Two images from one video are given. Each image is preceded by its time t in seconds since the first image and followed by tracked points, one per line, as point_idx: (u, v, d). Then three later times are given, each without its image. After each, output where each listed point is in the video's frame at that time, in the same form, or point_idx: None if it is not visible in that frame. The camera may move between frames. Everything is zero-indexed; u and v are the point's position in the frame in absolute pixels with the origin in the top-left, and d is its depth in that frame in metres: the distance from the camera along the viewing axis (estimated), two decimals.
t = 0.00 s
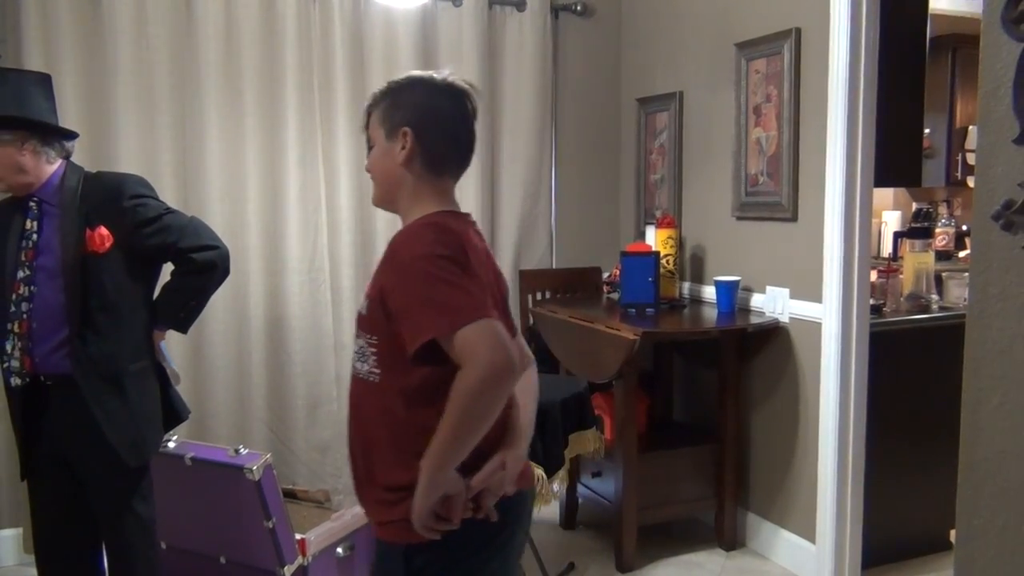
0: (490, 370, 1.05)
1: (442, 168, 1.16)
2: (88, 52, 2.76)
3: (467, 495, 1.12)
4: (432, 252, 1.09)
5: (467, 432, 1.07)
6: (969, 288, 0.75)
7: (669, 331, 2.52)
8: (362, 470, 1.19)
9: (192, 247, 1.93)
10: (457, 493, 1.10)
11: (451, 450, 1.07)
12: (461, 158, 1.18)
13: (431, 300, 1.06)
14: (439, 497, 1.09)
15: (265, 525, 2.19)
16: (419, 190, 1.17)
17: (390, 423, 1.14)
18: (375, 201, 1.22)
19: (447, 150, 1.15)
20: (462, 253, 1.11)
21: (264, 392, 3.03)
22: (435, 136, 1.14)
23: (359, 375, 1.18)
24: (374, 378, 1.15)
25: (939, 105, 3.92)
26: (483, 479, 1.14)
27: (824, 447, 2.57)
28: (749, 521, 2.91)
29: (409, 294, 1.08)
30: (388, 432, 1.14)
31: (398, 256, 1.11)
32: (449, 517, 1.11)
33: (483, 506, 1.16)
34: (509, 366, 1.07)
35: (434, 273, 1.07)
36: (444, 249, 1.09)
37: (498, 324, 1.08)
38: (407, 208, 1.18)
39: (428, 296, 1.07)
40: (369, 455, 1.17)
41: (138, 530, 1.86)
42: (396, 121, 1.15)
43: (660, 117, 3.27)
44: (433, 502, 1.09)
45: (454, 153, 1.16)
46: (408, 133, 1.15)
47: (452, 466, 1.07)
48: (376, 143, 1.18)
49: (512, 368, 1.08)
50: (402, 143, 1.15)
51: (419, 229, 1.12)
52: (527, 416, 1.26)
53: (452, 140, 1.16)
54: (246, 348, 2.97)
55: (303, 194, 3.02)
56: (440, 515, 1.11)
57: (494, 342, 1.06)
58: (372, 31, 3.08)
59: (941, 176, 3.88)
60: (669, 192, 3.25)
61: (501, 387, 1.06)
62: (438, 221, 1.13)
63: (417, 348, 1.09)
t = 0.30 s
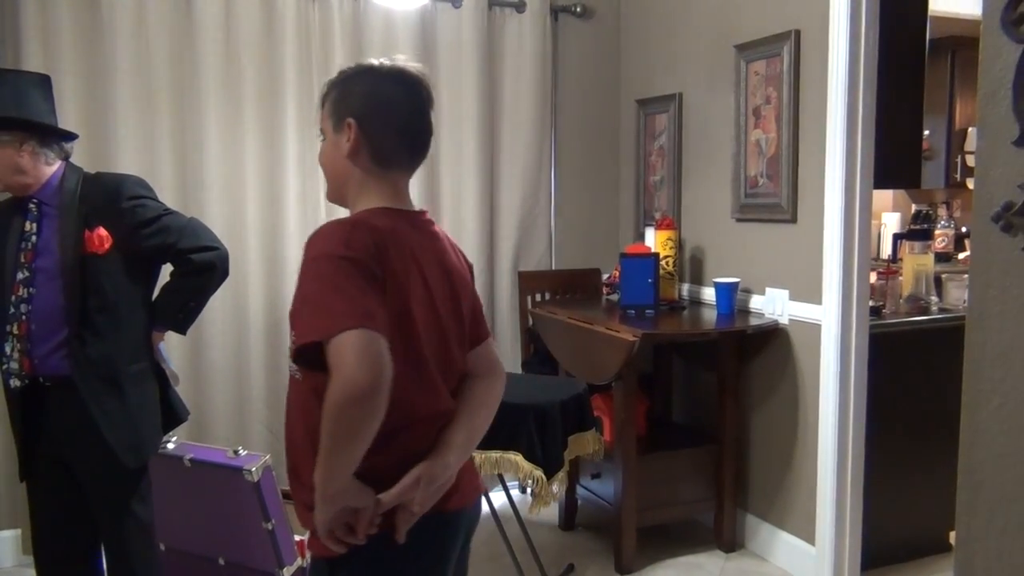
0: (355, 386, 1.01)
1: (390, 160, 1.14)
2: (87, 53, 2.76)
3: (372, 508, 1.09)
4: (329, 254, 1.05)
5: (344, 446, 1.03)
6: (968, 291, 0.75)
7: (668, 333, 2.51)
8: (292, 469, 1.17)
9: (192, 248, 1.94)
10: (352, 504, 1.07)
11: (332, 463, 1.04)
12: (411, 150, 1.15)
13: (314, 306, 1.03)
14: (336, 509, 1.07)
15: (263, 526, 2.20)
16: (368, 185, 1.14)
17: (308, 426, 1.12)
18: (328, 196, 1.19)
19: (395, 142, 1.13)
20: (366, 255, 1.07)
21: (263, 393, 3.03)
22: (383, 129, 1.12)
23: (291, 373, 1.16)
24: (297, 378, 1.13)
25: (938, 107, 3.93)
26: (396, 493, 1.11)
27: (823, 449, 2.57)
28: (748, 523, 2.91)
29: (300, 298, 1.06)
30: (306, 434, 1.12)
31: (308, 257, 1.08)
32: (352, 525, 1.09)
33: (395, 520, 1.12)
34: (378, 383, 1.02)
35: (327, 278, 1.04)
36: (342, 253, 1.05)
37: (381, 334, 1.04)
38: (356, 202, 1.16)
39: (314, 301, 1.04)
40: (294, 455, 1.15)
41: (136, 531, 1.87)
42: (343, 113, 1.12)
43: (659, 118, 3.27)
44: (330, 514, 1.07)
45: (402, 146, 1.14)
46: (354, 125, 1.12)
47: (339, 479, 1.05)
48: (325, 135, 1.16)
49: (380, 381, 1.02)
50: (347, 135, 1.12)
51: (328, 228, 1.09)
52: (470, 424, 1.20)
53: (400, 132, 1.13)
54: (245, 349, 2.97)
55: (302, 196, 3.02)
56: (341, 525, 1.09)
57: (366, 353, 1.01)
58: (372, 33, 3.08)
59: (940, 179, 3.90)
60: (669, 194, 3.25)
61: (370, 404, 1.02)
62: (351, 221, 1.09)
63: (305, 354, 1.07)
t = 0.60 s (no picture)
0: (305, 395, 1.02)
1: (362, 160, 1.14)
2: (87, 53, 2.76)
3: (331, 518, 1.10)
4: (288, 257, 1.06)
5: (297, 454, 1.04)
6: (969, 293, 0.75)
7: (668, 334, 2.51)
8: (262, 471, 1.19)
9: (191, 248, 1.92)
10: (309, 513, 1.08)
11: (286, 471, 1.05)
12: (384, 149, 1.15)
13: (272, 310, 1.04)
14: (293, 518, 1.07)
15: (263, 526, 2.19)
16: (341, 184, 1.15)
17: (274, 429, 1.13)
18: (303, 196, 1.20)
19: (365, 141, 1.13)
20: (328, 259, 1.07)
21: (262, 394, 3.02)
22: (354, 128, 1.12)
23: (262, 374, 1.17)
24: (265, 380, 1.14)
25: (938, 109, 3.93)
26: (355, 502, 1.11)
27: (823, 452, 2.57)
28: (747, 525, 2.91)
29: (259, 300, 1.06)
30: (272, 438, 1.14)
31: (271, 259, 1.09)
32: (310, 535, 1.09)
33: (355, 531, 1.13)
34: (330, 394, 1.03)
35: (283, 281, 1.05)
36: (300, 256, 1.05)
37: (336, 342, 1.04)
38: (328, 202, 1.16)
39: (271, 305, 1.04)
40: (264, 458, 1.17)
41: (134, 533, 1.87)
42: (314, 111, 1.13)
43: (660, 120, 3.27)
44: (288, 522, 1.08)
45: (372, 144, 1.14)
46: (323, 125, 1.12)
47: (294, 488, 1.06)
48: (297, 134, 1.16)
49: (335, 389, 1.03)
50: (316, 133, 1.13)
51: (292, 228, 1.09)
52: (436, 433, 1.20)
53: (371, 131, 1.13)
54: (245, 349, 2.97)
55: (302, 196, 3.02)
56: (300, 534, 1.09)
57: (320, 359, 1.02)
58: (372, 34, 3.09)
59: (940, 181, 3.90)
60: (668, 195, 3.25)
61: (321, 413, 1.02)
62: (316, 222, 1.09)
63: (266, 358, 1.07)
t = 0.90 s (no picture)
0: (295, 387, 1.01)
1: (350, 158, 1.14)
2: (87, 54, 2.77)
3: (324, 519, 1.10)
4: (273, 253, 1.06)
5: (288, 450, 1.04)
6: (969, 295, 0.75)
7: (666, 336, 2.51)
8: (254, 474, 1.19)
9: (190, 248, 1.93)
10: (301, 513, 1.07)
11: (277, 469, 1.05)
12: (374, 146, 1.15)
13: (258, 306, 1.04)
14: (285, 520, 1.07)
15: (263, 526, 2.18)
16: (331, 181, 1.15)
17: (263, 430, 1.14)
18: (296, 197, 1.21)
19: (354, 139, 1.13)
20: (313, 253, 1.07)
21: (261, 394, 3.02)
22: (342, 126, 1.12)
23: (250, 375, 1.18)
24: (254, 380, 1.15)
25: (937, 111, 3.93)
26: (348, 503, 1.11)
27: (822, 454, 2.57)
28: (746, 527, 2.91)
29: (245, 297, 1.06)
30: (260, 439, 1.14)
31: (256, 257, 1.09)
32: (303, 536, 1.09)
33: (348, 532, 1.12)
34: (320, 386, 1.03)
35: (268, 277, 1.05)
36: (285, 252, 1.06)
37: (324, 335, 1.04)
38: (317, 199, 1.16)
39: (257, 301, 1.04)
40: (256, 461, 1.17)
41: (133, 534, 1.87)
42: (304, 110, 1.14)
43: (659, 121, 3.27)
44: (282, 524, 1.08)
45: (362, 140, 1.14)
46: (312, 122, 1.13)
47: (286, 487, 1.05)
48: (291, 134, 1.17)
49: (324, 382, 1.03)
50: (304, 131, 1.14)
51: (276, 224, 1.09)
52: (427, 432, 1.20)
53: (360, 128, 1.13)
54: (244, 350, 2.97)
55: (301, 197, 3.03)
56: (293, 537, 1.09)
57: (308, 354, 1.02)
58: (372, 35, 3.09)
59: (940, 183, 3.91)
60: (668, 196, 3.25)
61: (312, 406, 1.02)
62: (300, 218, 1.10)
63: (253, 356, 1.08)
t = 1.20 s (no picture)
0: (309, 376, 1.03)
1: (357, 160, 1.15)
2: (88, 53, 2.77)
3: (333, 507, 1.12)
4: (286, 248, 1.08)
5: (300, 439, 1.05)
6: (968, 296, 0.75)
7: (666, 337, 2.50)
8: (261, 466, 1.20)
9: (212, 251, 1.99)
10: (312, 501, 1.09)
11: (289, 458, 1.06)
12: (379, 149, 1.16)
13: (272, 299, 1.06)
14: (295, 508, 1.09)
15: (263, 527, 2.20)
16: (336, 181, 1.16)
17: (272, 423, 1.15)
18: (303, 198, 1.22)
19: (361, 143, 1.14)
20: (325, 248, 1.09)
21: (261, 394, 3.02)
22: (350, 130, 1.13)
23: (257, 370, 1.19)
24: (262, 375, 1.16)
25: (937, 112, 3.93)
26: (356, 492, 1.13)
27: (822, 456, 2.57)
28: (746, 527, 2.91)
29: (258, 291, 1.08)
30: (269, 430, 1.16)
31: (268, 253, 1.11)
32: (313, 524, 1.11)
33: (357, 519, 1.14)
34: (333, 374, 1.04)
35: (281, 271, 1.06)
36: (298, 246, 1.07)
37: (338, 328, 1.06)
38: (323, 201, 1.17)
39: (271, 295, 1.06)
40: (264, 453, 1.18)
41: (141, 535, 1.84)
42: (311, 113, 1.15)
43: (660, 122, 3.27)
44: (292, 513, 1.10)
45: (367, 143, 1.15)
46: (321, 126, 1.14)
47: (297, 476, 1.07)
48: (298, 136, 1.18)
49: (338, 373, 1.04)
50: (311, 134, 1.15)
51: (288, 221, 1.11)
52: (431, 426, 1.21)
53: (367, 132, 1.14)
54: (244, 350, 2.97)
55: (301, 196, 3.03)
56: (303, 525, 1.11)
57: (323, 345, 1.04)
58: (372, 35, 3.09)
59: (940, 184, 3.90)
60: (668, 197, 3.25)
61: (325, 395, 1.04)
62: (312, 215, 1.12)
63: (266, 349, 1.09)
